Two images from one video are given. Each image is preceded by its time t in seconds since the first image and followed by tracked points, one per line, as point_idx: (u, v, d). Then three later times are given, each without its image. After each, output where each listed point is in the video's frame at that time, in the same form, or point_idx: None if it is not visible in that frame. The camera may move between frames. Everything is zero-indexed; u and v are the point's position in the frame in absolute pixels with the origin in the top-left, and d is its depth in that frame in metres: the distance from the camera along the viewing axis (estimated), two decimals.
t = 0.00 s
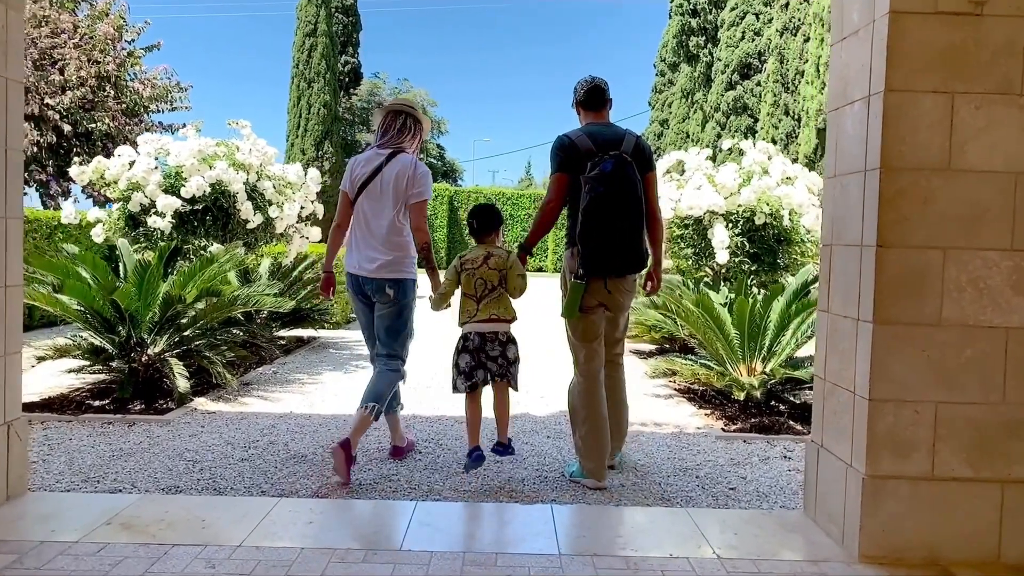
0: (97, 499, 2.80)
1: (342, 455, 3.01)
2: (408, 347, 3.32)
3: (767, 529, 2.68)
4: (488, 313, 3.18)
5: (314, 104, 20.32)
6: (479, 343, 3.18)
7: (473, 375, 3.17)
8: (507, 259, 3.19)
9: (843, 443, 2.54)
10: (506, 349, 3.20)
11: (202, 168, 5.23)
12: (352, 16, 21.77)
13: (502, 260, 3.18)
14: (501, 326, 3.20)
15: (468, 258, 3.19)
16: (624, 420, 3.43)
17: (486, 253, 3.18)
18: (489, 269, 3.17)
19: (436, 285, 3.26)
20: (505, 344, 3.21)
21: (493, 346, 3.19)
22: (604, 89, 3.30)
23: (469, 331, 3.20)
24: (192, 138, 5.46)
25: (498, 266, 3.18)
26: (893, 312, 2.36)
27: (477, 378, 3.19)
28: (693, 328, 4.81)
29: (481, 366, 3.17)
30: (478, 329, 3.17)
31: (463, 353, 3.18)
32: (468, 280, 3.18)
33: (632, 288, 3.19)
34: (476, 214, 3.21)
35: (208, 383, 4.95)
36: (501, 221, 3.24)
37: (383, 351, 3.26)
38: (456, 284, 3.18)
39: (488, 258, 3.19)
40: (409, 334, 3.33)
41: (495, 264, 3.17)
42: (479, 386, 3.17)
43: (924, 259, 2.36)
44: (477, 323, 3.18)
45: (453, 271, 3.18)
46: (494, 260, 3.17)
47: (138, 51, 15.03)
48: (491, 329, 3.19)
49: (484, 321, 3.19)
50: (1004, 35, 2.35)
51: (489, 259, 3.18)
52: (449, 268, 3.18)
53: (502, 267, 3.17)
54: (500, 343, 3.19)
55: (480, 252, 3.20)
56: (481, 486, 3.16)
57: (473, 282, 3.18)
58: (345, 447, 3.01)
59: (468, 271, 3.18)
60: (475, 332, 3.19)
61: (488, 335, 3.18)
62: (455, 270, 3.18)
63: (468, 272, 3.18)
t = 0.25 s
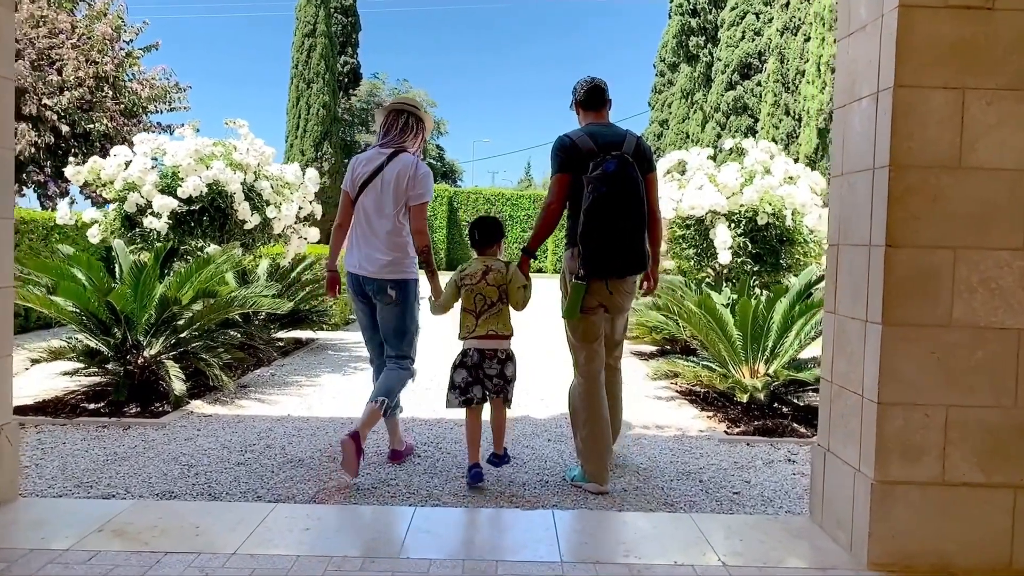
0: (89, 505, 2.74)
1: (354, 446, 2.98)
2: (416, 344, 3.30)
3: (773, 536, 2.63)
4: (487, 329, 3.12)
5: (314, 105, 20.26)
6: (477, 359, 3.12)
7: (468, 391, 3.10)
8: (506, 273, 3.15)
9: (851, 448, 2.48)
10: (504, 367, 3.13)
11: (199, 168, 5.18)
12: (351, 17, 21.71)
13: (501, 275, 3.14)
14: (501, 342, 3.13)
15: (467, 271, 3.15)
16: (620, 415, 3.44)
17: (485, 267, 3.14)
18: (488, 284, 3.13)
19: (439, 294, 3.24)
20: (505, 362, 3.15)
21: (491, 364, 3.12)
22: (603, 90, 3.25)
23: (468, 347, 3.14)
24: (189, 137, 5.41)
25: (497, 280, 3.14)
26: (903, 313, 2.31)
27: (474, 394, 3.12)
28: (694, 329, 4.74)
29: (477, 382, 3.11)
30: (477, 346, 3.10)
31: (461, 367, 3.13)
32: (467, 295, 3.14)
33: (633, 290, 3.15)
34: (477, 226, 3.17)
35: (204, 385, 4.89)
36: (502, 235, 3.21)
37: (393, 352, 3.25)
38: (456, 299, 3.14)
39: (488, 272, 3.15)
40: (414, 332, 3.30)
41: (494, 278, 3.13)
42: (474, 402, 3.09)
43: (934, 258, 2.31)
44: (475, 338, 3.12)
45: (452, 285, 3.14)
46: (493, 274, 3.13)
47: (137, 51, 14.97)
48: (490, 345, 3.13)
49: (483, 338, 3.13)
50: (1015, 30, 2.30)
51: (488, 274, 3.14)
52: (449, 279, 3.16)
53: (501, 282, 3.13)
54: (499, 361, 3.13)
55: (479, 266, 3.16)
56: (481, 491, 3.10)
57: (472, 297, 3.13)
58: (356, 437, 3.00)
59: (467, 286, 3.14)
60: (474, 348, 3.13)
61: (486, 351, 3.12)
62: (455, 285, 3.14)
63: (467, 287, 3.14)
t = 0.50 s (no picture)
0: (81, 511, 2.68)
1: (365, 442, 2.94)
2: (421, 340, 3.35)
3: (780, 543, 2.57)
4: (487, 350, 3.07)
5: (313, 106, 20.21)
6: (478, 380, 3.06)
7: (467, 411, 3.04)
8: (507, 291, 3.09)
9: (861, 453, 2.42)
10: (504, 389, 3.06)
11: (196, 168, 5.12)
12: (350, 18, 21.67)
13: (502, 293, 3.09)
14: (500, 363, 3.08)
15: (468, 289, 3.10)
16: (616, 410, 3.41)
17: (485, 286, 3.08)
18: (489, 304, 3.08)
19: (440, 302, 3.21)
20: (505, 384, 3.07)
21: (491, 385, 3.06)
22: (604, 90, 3.20)
23: (468, 366, 3.08)
24: (186, 137, 5.36)
25: (498, 300, 3.09)
26: (914, 315, 2.25)
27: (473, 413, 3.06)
28: (697, 331, 4.68)
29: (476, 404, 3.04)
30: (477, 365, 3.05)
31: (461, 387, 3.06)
32: (468, 315, 3.09)
33: (633, 291, 3.11)
34: (478, 240, 3.10)
35: (201, 388, 4.83)
36: (505, 249, 3.14)
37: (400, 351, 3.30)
38: (457, 315, 3.11)
39: (488, 290, 3.09)
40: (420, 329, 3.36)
41: (495, 297, 3.08)
42: (473, 421, 3.04)
43: (947, 260, 2.25)
44: (475, 358, 3.07)
45: (453, 304, 3.09)
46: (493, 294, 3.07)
47: (135, 51, 14.92)
48: (490, 365, 3.07)
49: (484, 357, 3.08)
50: None
51: (488, 293, 3.09)
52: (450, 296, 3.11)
53: (502, 301, 3.08)
54: (499, 382, 3.06)
55: (479, 284, 3.10)
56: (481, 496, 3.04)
57: (473, 318, 3.08)
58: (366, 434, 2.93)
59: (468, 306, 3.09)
60: (474, 368, 3.06)
61: (486, 371, 3.06)
62: (456, 302, 3.10)
63: (468, 307, 3.09)
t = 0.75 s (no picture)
0: (71, 514, 2.62)
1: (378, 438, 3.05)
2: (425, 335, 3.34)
3: (787, 547, 2.51)
4: (486, 356, 3.02)
5: (312, 102, 20.11)
6: (475, 381, 3.01)
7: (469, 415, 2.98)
8: (512, 299, 3.03)
9: (869, 455, 2.36)
10: (501, 391, 3.00)
11: (191, 164, 5.05)
12: (349, 14, 21.56)
13: (505, 303, 3.02)
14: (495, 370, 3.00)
15: (471, 295, 3.05)
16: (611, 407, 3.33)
17: (489, 296, 3.02)
18: (493, 314, 3.02)
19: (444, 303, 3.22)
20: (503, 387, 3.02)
21: (487, 387, 3.00)
22: (604, 86, 3.14)
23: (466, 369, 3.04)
24: (182, 132, 5.29)
25: (501, 310, 3.03)
26: (924, 314, 2.19)
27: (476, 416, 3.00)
28: (699, 329, 4.61)
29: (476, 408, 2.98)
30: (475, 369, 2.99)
31: (462, 391, 2.99)
32: (469, 323, 3.05)
33: (633, 288, 3.06)
34: (480, 242, 3.04)
35: (196, 387, 4.77)
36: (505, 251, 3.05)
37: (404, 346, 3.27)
38: (459, 320, 3.08)
39: (492, 298, 3.03)
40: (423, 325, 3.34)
41: (499, 306, 3.02)
42: (481, 422, 2.97)
43: (959, 257, 2.19)
44: (473, 362, 3.03)
45: (456, 308, 3.07)
46: (497, 304, 3.01)
47: (133, 47, 14.83)
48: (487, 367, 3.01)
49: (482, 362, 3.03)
50: None
51: (492, 303, 3.03)
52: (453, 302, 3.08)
53: (506, 309, 3.02)
54: (495, 384, 3.00)
55: (482, 294, 3.04)
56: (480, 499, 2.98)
57: (475, 327, 3.03)
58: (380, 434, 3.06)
59: (472, 314, 3.04)
60: (471, 371, 3.01)
61: (483, 375, 3.00)
62: (458, 306, 3.07)
63: (471, 316, 3.04)
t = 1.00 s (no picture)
0: (60, 523, 2.56)
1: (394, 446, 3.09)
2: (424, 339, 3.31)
3: (794, 555, 2.45)
4: (492, 355, 2.99)
5: (310, 104, 20.06)
6: (483, 380, 2.98)
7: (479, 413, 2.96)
8: (514, 294, 3.02)
9: (879, 463, 2.30)
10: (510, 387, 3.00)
11: (186, 166, 4.99)
12: (347, 16, 21.52)
13: (507, 298, 3.01)
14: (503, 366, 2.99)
15: (471, 291, 3.03)
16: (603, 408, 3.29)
17: (490, 292, 3.01)
18: (495, 309, 3.01)
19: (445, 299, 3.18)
20: (511, 382, 3.02)
21: (496, 385, 2.98)
22: (604, 89, 3.08)
23: (472, 369, 3.00)
24: (178, 134, 5.23)
25: (503, 306, 3.01)
26: (936, 318, 2.13)
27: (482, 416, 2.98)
28: (702, 333, 4.56)
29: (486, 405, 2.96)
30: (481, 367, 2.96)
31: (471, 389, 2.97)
32: (472, 320, 3.02)
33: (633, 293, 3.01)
34: (479, 239, 3.02)
35: (192, 391, 4.70)
36: (505, 246, 3.03)
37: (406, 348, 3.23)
38: (461, 317, 3.04)
39: (494, 294, 3.02)
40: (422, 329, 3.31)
41: (502, 302, 3.01)
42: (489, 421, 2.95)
43: (971, 259, 2.14)
44: (479, 361, 3.00)
45: (458, 305, 3.04)
46: (500, 299, 3.00)
47: (130, 49, 14.78)
48: (494, 365, 2.99)
49: (488, 361, 3.00)
50: None
51: (494, 299, 3.01)
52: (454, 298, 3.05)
53: (508, 305, 3.01)
54: (503, 381, 2.98)
55: (484, 290, 3.02)
56: (480, 506, 2.91)
57: (479, 323, 3.01)
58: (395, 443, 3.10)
59: (474, 311, 3.02)
60: (478, 370, 2.98)
61: (490, 373, 2.98)
62: (459, 303, 3.04)
63: (473, 312, 3.01)
